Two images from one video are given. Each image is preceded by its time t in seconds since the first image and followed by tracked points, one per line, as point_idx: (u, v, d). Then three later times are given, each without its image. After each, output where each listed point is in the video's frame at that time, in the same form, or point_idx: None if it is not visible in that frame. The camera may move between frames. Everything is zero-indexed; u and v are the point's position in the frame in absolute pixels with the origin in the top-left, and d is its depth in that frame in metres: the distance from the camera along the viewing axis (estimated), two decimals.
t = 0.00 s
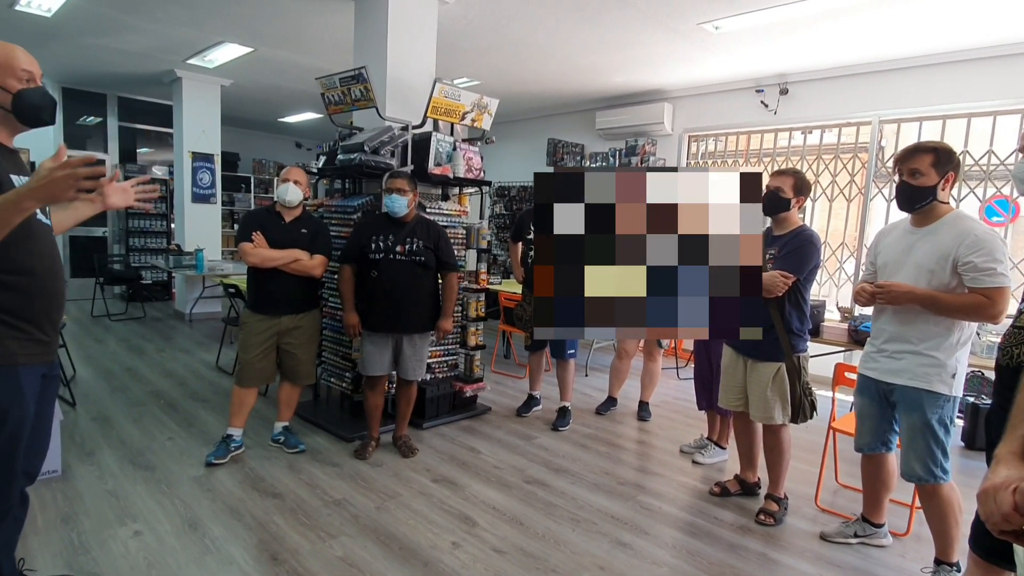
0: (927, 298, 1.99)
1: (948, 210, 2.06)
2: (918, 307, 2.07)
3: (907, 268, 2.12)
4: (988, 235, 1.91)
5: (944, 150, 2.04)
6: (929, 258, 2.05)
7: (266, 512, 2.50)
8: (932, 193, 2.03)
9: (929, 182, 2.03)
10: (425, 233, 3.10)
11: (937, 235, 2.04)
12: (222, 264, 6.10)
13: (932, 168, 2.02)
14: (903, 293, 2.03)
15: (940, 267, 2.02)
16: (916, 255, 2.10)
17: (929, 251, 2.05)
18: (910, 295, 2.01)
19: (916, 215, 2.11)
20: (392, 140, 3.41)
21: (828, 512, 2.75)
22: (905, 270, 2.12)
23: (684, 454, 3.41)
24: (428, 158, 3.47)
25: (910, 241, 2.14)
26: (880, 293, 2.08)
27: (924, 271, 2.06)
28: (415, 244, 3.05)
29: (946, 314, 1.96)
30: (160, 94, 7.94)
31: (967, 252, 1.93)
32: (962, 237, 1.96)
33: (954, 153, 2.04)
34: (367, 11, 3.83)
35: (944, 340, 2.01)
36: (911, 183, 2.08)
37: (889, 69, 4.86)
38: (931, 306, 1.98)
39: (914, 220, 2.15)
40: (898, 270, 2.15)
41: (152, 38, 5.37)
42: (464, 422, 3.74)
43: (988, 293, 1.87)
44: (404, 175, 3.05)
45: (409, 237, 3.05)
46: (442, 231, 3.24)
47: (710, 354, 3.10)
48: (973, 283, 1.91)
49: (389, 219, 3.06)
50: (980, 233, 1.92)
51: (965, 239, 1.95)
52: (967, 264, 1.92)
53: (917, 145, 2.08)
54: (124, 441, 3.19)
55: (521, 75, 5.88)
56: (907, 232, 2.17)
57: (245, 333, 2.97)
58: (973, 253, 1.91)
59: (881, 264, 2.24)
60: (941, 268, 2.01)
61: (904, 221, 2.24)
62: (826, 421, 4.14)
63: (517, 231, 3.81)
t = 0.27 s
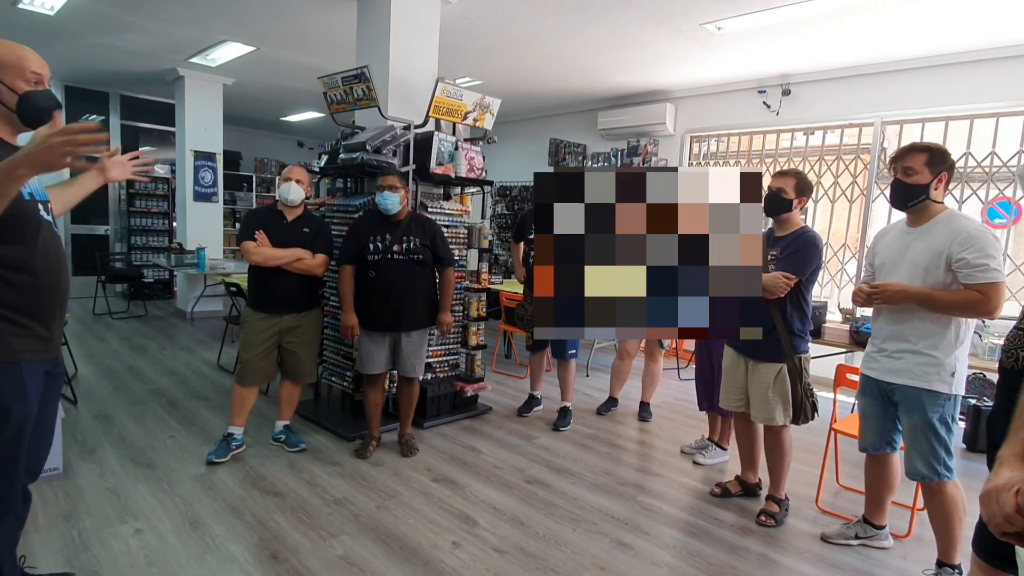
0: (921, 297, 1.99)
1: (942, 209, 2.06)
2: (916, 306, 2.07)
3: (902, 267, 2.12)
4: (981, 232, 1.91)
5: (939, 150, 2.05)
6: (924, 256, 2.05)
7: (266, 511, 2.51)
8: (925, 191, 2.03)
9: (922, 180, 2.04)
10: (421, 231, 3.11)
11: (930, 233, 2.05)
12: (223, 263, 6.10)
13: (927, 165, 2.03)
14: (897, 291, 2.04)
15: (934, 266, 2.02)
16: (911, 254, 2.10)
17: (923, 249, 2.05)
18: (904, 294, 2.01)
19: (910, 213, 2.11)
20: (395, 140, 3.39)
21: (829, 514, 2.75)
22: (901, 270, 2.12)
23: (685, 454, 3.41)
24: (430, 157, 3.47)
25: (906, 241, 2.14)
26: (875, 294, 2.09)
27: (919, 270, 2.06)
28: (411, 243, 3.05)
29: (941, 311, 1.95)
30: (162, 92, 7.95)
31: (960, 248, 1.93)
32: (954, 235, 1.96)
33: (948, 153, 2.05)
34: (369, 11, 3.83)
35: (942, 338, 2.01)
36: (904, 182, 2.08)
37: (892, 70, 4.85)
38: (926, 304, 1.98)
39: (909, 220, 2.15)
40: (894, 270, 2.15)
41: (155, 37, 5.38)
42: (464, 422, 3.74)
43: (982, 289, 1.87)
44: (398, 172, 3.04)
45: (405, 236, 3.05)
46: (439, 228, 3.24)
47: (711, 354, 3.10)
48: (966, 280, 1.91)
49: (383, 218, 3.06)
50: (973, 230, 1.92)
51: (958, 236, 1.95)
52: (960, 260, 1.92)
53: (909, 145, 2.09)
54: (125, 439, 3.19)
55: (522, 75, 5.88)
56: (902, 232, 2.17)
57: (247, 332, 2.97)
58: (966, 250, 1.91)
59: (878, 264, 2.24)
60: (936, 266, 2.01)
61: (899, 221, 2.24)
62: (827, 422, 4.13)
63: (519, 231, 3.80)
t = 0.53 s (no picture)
0: (912, 291, 1.99)
1: (925, 207, 2.08)
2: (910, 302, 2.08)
3: (890, 265, 2.12)
4: (965, 225, 1.93)
5: (921, 151, 2.08)
6: (911, 253, 2.06)
7: (267, 509, 2.51)
8: (908, 188, 2.06)
9: (904, 178, 2.07)
10: (423, 228, 3.11)
11: (916, 230, 2.06)
12: (224, 262, 6.10)
13: (910, 163, 2.06)
14: (887, 288, 2.04)
15: (922, 261, 2.03)
16: (898, 252, 2.10)
17: (910, 247, 2.06)
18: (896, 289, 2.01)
19: (895, 212, 2.13)
20: (395, 139, 3.39)
21: (829, 513, 2.75)
22: (889, 268, 2.13)
23: (686, 453, 3.40)
24: (430, 156, 3.48)
25: (892, 239, 2.15)
26: (866, 292, 2.08)
27: (908, 267, 2.06)
28: (415, 241, 3.06)
29: (933, 304, 1.95)
30: (163, 91, 7.95)
31: (947, 243, 1.95)
32: (940, 230, 1.98)
33: (930, 154, 2.09)
34: (370, 9, 3.83)
35: (941, 332, 2.02)
36: (889, 181, 2.10)
37: (893, 69, 4.84)
38: (919, 298, 1.97)
39: (894, 220, 2.17)
40: (884, 269, 2.14)
41: (156, 36, 5.38)
42: (464, 421, 3.74)
43: (972, 281, 1.88)
44: (402, 172, 3.04)
45: (408, 234, 3.06)
46: (440, 226, 3.24)
47: (711, 354, 3.10)
48: (955, 273, 1.91)
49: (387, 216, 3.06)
50: (957, 224, 1.94)
51: (943, 231, 1.97)
52: (947, 255, 1.93)
53: (893, 146, 2.13)
54: (126, 437, 3.19)
55: (523, 73, 5.87)
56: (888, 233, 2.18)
57: (246, 330, 2.96)
58: (953, 243, 1.93)
59: (867, 265, 2.24)
60: (925, 262, 2.02)
61: (883, 223, 2.25)
62: (828, 422, 4.13)
63: (520, 230, 3.80)
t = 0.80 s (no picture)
0: (924, 291, 1.97)
1: (915, 208, 2.11)
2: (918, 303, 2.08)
3: (892, 268, 2.11)
4: (964, 222, 1.95)
5: (911, 153, 2.12)
6: (913, 253, 2.06)
7: (270, 513, 2.51)
8: (900, 188, 2.08)
9: (897, 178, 2.08)
10: (430, 232, 3.12)
11: (914, 230, 2.07)
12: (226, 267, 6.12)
13: (904, 164, 2.08)
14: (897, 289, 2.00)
15: (925, 261, 2.03)
16: (898, 253, 2.10)
17: (910, 246, 2.07)
18: (910, 291, 1.97)
19: (888, 212, 2.14)
20: (396, 142, 3.39)
21: (834, 513, 2.74)
22: (891, 270, 2.11)
23: (689, 455, 3.40)
24: (431, 159, 3.48)
25: (887, 241, 2.15)
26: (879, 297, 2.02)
27: (912, 267, 2.06)
28: (422, 244, 3.09)
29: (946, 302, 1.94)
30: (164, 97, 7.98)
31: (950, 240, 1.96)
32: (940, 228, 1.99)
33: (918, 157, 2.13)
34: (370, 14, 3.84)
35: (950, 327, 2.04)
36: (883, 179, 2.11)
37: (894, 68, 4.84)
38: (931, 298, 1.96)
39: (884, 222, 2.18)
40: (886, 270, 2.13)
41: (158, 41, 5.40)
42: (467, 423, 3.74)
43: (979, 275, 1.89)
44: (415, 176, 3.08)
45: (417, 236, 3.08)
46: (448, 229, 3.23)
47: (714, 355, 3.10)
48: (960, 269, 1.93)
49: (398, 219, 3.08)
50: (956, 221, 1.96)
51: (943, 229, 1.99)
52: (952, 251, 1.94)
53: (885, 148, 2.16)
54: (129, 442, 3.20)
55: (523, 76, 5.88)
56: (880, 235, 2.18)
57: (249, 335, 2.96)
58: (956, 240, 1.94)
59: (865, 269, 2.22)
60: (928, 261, 2.02)
61: (872, 226, 2.27)
62: (831, 422, 4.12)
63: (521, 232, 3.81)
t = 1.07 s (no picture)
0: (930, 291, 1.98)
1: (923, 209, 2.11)
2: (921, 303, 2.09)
3: (897, 267, 2.12)
4: (973, 225, 1.97)
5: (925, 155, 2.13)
6: (919, 253, 2.07)
7: (264, 515, 2.50)
8: (910, 187, 2.07)
9: (909, 176, 2.09)
10: (427, 236, 3.12)
11: (921, 230, 2.08)
12: (220, 267, 6.09)
13: (917, 163, 2.09)
14: (905, 289, 2.00)
15: (932, 262, 2.04)
16: (904, 253, 2.11)
17: (917, 246, 2.08)
18: (916, 290, 1.98)
19: (898, 211, 2.14)
20: (391, 143, 3.40)
21: (828, 514, 2.75)
22: (897, 269, 2.12)
23: (684, 456, 3.40)
24: (427, 160, 3.48)
25: (893, 240, 2.16)
26: (884, 293, 2.02)
27: (918, 267, 2.06)
28: (418, 247, 3.07)
29: (952, 303, 1.95)
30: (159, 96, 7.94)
31: (958, 242, 1.97)
32: (949, 230, 2.01)
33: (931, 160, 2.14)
34: (366, 14, 3.83)
35: (952, 331, 2.05)
36: (893, 176, 2.11)
37: (887, 71, 4.87)
38: (937, 298, 1.97)
39: (889, 221, 2.18)
40: (891, 270, 2.14)
41: (152, 41, 5.38)
42: (462, 424, 3.74)
43: (985, 278, 1.91)
44: (411, 178, 3.08)
45: (413, 240, 3.07)
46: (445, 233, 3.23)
47: (709, 356, 3.11)
48: (967, 271, 1.94)
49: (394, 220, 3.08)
50: (966, 224, 1.97)
51: (952, 231, 2.00)
52: (961, 253, 1.96)
53: (898, 147, 2.17)
54: (122, 444, 3.18)
55: (519, 77, 5.89)
56: (887, 234, 2.19)
57: (244, 336, 2.96)
58: (965, 243, 1.96)
59: (869, 268, 2.23)
60: (935, 262, 2.04)
61: (878, 225, 2.27)
62: (826, 423, 4.13)
63: (517, 234, 3.80)
